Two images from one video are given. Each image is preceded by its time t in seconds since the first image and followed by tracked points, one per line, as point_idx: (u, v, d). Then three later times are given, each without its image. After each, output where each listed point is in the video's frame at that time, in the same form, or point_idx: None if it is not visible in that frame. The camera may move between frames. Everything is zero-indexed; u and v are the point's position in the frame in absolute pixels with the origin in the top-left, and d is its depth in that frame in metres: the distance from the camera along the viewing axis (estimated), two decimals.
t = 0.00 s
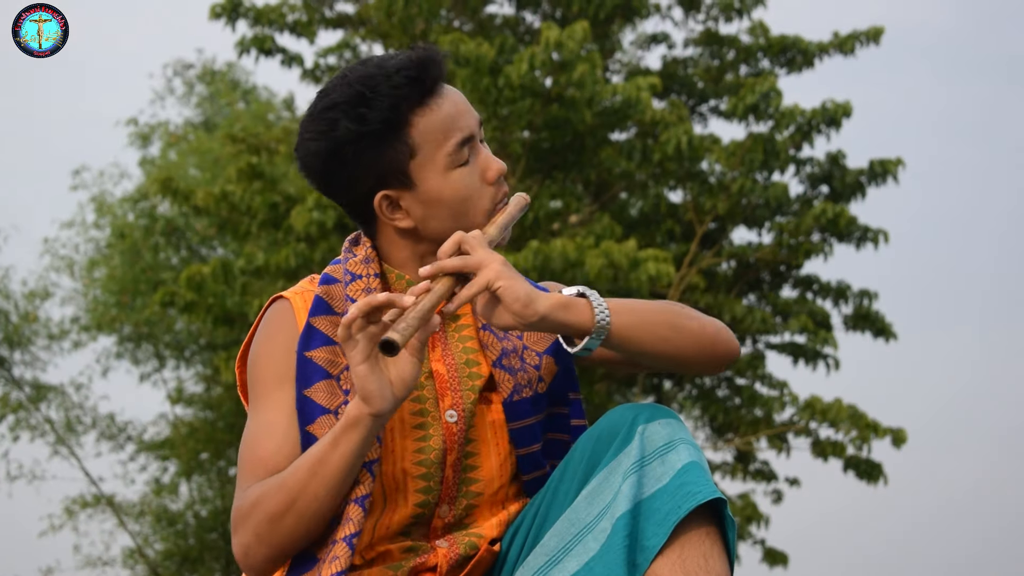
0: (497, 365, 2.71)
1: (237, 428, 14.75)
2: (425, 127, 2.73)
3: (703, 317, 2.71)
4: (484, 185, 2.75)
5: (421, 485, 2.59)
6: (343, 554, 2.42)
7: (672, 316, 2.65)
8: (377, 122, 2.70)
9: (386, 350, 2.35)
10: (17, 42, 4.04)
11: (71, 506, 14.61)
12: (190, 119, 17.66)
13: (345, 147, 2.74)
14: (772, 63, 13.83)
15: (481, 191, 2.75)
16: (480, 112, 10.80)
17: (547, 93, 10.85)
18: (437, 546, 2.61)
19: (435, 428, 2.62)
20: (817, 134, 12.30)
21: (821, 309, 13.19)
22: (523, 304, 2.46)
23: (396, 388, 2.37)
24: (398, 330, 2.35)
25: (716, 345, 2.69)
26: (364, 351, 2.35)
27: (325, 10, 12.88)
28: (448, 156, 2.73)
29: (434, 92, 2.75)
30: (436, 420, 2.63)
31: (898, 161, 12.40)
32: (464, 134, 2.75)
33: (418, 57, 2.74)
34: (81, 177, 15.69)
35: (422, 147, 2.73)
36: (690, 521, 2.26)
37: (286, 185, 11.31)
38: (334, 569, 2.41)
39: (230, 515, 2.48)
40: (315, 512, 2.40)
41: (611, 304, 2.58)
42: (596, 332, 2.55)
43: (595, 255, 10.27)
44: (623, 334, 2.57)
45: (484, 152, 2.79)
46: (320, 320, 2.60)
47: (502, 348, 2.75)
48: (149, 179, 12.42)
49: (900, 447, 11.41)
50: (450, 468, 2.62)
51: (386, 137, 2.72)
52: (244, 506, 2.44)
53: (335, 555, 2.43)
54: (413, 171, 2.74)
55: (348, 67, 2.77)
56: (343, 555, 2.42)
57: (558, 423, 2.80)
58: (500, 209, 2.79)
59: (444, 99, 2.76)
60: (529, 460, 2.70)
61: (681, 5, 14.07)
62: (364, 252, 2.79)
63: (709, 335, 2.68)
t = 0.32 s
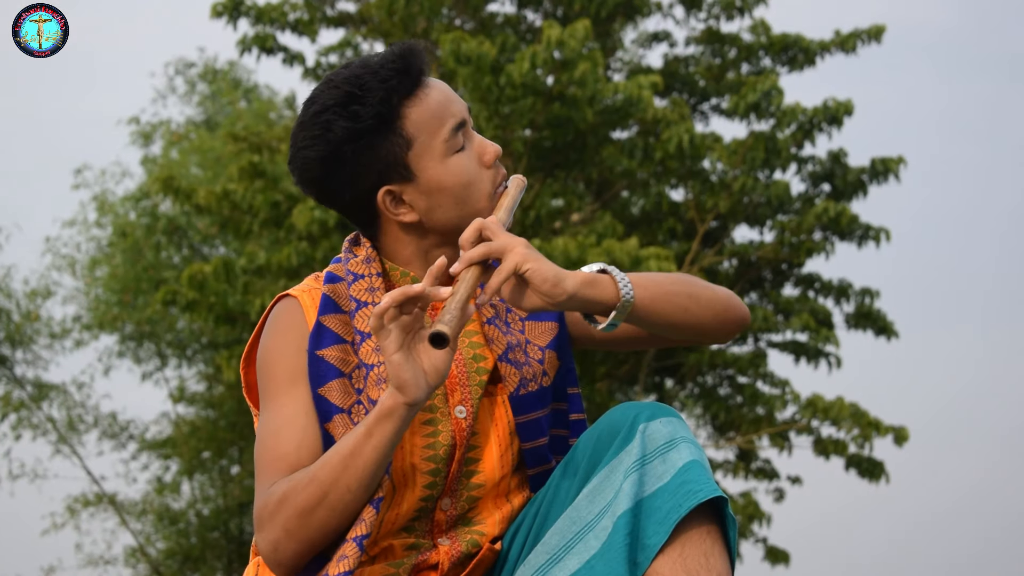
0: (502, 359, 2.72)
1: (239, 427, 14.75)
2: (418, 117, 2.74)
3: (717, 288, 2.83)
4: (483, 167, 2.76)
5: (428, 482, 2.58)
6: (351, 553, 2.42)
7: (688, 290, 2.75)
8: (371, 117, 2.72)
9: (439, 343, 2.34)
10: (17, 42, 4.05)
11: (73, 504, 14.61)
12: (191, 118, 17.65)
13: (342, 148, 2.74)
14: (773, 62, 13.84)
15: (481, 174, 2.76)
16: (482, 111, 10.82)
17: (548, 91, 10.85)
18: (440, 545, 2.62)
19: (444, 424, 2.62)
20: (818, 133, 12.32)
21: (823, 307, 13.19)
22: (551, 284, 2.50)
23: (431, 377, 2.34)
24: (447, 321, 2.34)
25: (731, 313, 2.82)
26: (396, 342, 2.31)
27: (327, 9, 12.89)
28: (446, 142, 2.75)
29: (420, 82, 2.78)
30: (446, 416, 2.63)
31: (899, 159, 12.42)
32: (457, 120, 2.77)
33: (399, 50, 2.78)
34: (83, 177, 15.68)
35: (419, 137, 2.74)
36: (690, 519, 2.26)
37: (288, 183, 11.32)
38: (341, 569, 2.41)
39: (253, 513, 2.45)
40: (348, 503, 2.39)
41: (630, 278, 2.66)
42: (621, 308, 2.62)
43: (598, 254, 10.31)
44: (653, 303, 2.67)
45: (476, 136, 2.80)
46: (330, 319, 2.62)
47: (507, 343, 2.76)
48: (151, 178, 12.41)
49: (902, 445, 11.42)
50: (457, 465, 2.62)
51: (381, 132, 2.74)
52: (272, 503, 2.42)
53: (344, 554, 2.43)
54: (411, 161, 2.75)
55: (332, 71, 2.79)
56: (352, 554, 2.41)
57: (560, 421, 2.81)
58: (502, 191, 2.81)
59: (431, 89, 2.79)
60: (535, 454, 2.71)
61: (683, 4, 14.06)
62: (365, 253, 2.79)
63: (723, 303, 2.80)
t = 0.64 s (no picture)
0: (506, 353, 2.73)
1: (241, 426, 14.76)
2: (406, 111, 2.75)
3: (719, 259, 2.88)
4: (476, 154, 2.76)
5: (435, 477, 2.59)
6: (358, 551, 2.42)
7: (693, 261, 2.80)
8: (358, 116, 2.72)
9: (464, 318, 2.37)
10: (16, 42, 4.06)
11: (77, 504, 14.63)
12: (194, 117, 17.65)
13: (332, 149, 2.76)
14: (776, 61, 13.84)
15: (474, 162, 2.76)
16: (484, 110, 10.84)
17: (551, 91, 10.86)
18: (444, 543, 2.61)
19: (450, 418, 2.62)
20: (821, 132, 12.32)
21: (825, 306, 13.18)
22: (565, 257, 2.55)
23: (449, 354, 2.37)
24: (471, 297, 2.36)
25: (735, 286, 2.87)
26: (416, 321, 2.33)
27: (330, 8, 12.88)
28: (437, 133, 2.75)
29: (403, 77, 2.78)
30: (452, 411, 2.64)
31: (902, 158, 12.42)
32: (445, 111, 2.77)
33: (380, 48, 2.79)
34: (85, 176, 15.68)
35: (409, 131, 2.74)
36: (691, 518, 2.26)
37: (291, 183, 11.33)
38: (348, 566, 2.41)
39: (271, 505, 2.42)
40: (369, 489, 2.36)
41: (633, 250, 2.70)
42: (633, 279, 2.67)
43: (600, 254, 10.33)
44: (659, 272, 2.71)
45: (466, 126, 2.80)
46: (338, 317, 2.64)
47: (511, 337, 2.77)
48: (153, 178, 12.42)
49: (905, 444, 11.42)
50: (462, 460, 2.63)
51: (370, 131, 2.75)
52: (291, 494, 2.39)
53: (351, 552, 2.43)
54: (404, 155, 2.74)
55: (317, 77, 2.81)
56: (359, 552, 2.42)
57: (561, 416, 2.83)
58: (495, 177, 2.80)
59: (416, 83, 2.79)
60: (540, 448, 2.71)
61: (685, 3, 14.07)
62: (366, 252, 2.78)
63: (727, 275, 2.85)
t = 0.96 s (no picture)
0: (499, 354, 2.73)
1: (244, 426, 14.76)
2: (405, 114, 2.75)
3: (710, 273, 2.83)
4: (473, 165, 2.76)
5: (431, 479, 2.58)
6: (353, 552, 2.45)
7: (675, 273, 2.75)
8: (357, 113, 2.73)
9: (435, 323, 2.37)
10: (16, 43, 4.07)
11: (79, 503, 14.64)
12: (197, 117, 17.64)
13: (327, 143, 2.77)
14: (778, 60, 13.84)
15: (469, 172, 2.75)
16: (487, 110, 10.86)
17: (553, 90, 10.86)
18: (442, 544, 2.62)
19: (444, 420, 2.62)
20: (823, 131, 12.31)
21: (828, 306, 13.17)
22: (545, 270, 2.51)
23: (429, 361, 2.37)
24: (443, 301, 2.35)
25: (722, 302, 2.81)
26: (392, 329, 2.33)
27: (332, 8, 12.87)
28: (433, 139, 2.75)
29: (408, 79, 2.78)
30: (447, 412, 2.63)
31: (904, 158, 12.42)
32: (445, 117, 2.76)
33: (388, 47, 2.79)
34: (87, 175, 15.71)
35: (406, 134, 2.74)
36: (692, 519, 2.26)
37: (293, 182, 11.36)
38: (344, 567, 2.44)
39: (257, 512, 2.45)
40: (352, 497, 2.38)
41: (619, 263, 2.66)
42: (615, 293, 2.63)
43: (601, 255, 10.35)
44: (644, 286, 2.67)
45: (467, 133, 2.79)
46: (329, 319, 2.63)
47: (504, 339, 2.76)
48: (155, 178, 12.43)
49: (907, 444, 11.43)
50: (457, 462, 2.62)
51: (368, 130, 2.75)
52: (276, 501, 2.42)
53: (346, 553, 2.45)
54: (398, 157, 2.75)
55: (322, 69, 2.81)
56: (355, 553, 2.44)
57: (559, 415, 2.83)
58: (491, 187, 2.80)
59: (421, 86, 2.78)
60: (536, 449, 2.72)
61: (687, 2, 14.07)
62: (360, 253, 2.80)
63: (712, 288, 2.79)
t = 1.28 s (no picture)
0: (487, 362, 2.72)
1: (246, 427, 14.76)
2: (392, 124, 2.73)
3: (680, 300, 2.70)
4: (458, 183, 2.74)
5: (420, 485, 2.60)
6: (342, 554, 2.44)
7: (639, 304, 2.62)
8: (343, 117, 2.74)
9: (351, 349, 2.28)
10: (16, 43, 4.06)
11: (81, 504, 14.64)
12: (198, 118, 17.64)
13: (312, 141, 2.80)
14: (779, 60, 13.84)
15: (454, 188, 2.74)
16: (488, 110, 10.86)
17: (554, 90, 10.85)
18: (439, 546, 2.61)
19: (428, 427, 2.62)
20: (824, 131, 12.30)
21: (829, 306, 13.17)
22: (492, 301, 2.41)
23: (366, 387, 2.33)
24: (365, 330, 2.28)
25: (694, 334, 2.68)
26: (329, 353, 2.30)
27: (333, 9, 12.88)
28: (415, 153, 2.73)
29: (405, 88, 2.76)
30: (432, 419, 2.64)
31: (905, 158, 12.42)
32: (434, 132, 2.73)
33: (388, 55, 2.76)
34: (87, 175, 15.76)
35: (389, 145, 2.74)
36: (691, 521, 2.26)
37: (296, 182, 11.37)
38: (333, 570, 2.43)
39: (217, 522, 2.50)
40: (296, 515, 2.40)
41: (579, 293, 2.55)
42: (569, 326, 2.51)
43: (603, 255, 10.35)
44: (607, 316, 2.55)
45: (459, 149, 2.76)
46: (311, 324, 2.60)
47: (493, 346, 2.75)
48: (156, 179, 12.44)
49: (909, 443, 11.43)
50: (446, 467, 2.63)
51: (353, 135, 2.76)
52: (230, 513, 2.46)
53: (334, 555, 2.45)
54: (380, 167, 2.76)
55: (324, 65, 2.82)
56: (342, 555, 2.43)
57: (555, 420, 2.82)
58: (477, 207, 2.78)
59: (416, 96, 2.76)
60: (529, 456, 2.71)
61: (688, 2, 14.06)
62: (350, 256, 2.80)
63: (681, 321, 2.66)
